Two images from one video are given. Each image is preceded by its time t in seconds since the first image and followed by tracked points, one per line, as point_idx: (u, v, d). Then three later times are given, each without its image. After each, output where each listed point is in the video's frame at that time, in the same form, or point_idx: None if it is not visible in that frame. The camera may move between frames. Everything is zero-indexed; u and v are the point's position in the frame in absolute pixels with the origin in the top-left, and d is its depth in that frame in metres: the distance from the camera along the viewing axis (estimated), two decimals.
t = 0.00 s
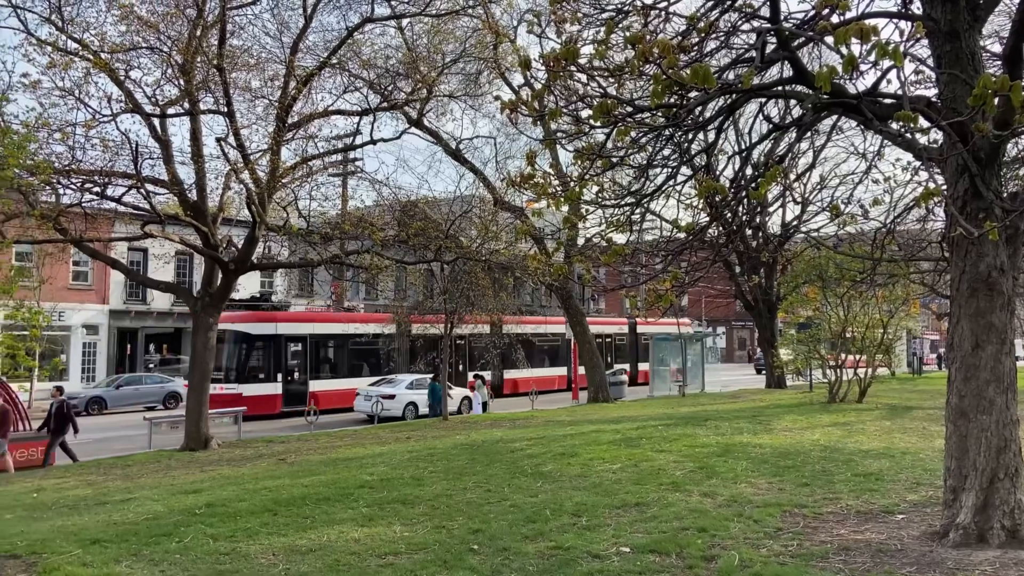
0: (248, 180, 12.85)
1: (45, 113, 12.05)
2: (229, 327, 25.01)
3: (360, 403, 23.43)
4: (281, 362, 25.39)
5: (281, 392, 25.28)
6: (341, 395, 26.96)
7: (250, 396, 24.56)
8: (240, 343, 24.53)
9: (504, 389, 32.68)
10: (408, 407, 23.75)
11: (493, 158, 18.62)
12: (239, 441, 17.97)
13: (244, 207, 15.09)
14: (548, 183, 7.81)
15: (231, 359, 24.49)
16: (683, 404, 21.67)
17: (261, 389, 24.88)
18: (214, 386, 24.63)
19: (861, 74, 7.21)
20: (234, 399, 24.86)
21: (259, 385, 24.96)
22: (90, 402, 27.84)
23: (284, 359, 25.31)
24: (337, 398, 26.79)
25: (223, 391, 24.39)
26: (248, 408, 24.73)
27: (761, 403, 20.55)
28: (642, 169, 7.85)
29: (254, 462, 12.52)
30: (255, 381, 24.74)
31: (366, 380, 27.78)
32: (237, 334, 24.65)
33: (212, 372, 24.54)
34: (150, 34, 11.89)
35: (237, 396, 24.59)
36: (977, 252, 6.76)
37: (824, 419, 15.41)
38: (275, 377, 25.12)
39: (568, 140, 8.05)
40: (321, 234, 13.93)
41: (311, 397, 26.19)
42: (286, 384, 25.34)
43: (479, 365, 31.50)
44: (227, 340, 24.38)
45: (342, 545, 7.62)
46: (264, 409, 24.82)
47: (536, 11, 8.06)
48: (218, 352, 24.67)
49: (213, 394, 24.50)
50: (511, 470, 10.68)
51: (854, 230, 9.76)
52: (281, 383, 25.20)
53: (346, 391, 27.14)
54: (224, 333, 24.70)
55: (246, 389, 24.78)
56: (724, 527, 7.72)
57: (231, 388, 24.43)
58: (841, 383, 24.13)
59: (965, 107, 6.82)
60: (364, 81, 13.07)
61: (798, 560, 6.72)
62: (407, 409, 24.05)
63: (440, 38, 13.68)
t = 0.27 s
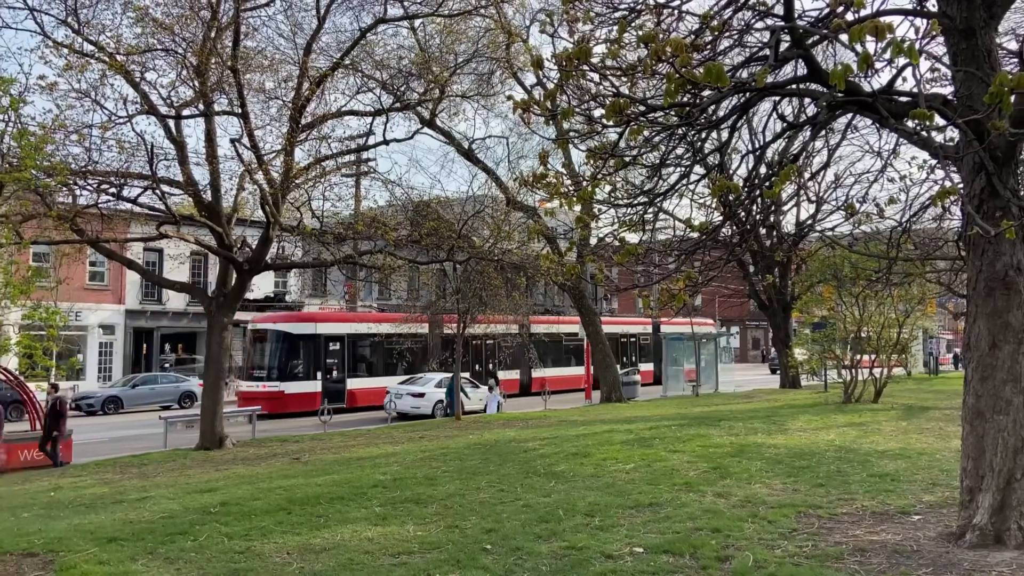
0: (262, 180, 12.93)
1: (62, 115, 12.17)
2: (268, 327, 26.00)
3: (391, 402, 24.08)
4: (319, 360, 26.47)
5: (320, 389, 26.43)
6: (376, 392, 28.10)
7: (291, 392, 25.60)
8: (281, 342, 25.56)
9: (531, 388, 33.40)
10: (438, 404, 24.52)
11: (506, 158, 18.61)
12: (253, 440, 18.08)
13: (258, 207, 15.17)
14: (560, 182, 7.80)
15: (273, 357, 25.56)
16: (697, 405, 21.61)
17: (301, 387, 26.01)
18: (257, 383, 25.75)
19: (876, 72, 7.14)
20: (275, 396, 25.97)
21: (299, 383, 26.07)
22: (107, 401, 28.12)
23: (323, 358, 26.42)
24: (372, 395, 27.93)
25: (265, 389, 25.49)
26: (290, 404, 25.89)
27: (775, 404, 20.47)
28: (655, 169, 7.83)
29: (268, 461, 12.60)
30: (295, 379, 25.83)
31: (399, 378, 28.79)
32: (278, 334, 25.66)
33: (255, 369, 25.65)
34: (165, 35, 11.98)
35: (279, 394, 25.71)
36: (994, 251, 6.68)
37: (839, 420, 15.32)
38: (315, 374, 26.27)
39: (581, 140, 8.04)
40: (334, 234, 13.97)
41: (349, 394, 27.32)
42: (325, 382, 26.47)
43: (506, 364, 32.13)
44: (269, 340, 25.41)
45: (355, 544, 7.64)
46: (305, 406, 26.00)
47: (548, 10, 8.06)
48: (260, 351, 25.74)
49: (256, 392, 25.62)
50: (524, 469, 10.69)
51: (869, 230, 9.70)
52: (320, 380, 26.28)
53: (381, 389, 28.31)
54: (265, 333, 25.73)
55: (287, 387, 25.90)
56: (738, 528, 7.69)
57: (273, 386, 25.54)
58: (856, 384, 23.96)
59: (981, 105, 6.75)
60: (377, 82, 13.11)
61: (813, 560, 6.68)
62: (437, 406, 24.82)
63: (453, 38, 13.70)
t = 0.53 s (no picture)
0: (276, 180, 13.00)
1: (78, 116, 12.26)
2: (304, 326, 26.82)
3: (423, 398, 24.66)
4: (354, 358, 27.22)
5: (355, 387, 27.14)
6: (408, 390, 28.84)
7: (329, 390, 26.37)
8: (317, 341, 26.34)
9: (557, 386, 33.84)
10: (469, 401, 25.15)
11: (518, 158, 18.59)
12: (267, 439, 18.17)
13: (271, 208, 15.24)
14: (572, 181, 7.78)
15: (310, 355, 26.38)
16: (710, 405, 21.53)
17: (338, 385, 26.73)
18: (295, 381, 26.44)
19: (892, 69, 7.08)
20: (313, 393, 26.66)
21: (336, 380, 26.78)
22: (123, 400, 28.32)
23: (358, 356, 27.20)
24: (405, 392, 28.57)
25: (304, 386, 26.20)
26: (327, 401, 26.55)
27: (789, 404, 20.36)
28: (668, 167, 7.81)
29: (282, 460, 12.65)
30: (332, 377, 26.56)
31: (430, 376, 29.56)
32: (314, 332, 26.45)
33: (293, 368, 26.38)
34: (179, 37, 12.05)
35: (316, 391, 26.38)
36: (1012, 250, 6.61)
37: (854, 419, 15.23)
38: (350, 372, 27.00)
39: (594, 138, 8.02)
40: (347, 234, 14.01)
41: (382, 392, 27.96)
42: (360, 380, 27.19)
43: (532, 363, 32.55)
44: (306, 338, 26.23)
45: (369, 543, 7.66)
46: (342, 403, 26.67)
47: (561, 9, 8.04)
48: (297, 350, 26.52)
49: (295, 389, 26.32)
50: (536, 469, 10.68)
51: (885, 228, 9.64)
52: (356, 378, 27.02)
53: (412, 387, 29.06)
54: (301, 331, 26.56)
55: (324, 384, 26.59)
56: (752, 528, 7.65)
57: (311, 383, 26.23)
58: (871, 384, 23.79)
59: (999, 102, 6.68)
60: (390, 82, 13.13)
61: (827, 561, 6.64)
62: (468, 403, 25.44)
63: (465, 38, 13.71)
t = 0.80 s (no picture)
0: (287, 180, 13.05)
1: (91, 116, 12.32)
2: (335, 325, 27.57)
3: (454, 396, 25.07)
4: (383, 358, 27.91)
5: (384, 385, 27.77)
6: (435, 389, 29.45)
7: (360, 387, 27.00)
8: (347, 340, 27.08)
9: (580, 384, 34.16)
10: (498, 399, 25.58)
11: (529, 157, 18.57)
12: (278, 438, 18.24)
13: (282, 208, 15.30)
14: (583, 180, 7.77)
15: (341, 354, 27.07)
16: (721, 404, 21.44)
17: (368, 383, 27.37)
18: (326, 379, 27.08)
19: (905, 66, 7.03)
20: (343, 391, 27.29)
21: (366, 379, 27.42)
22: (135, 399, 28.48)
23: (387, 355, 27.89)
24: (432, 391, 29.17)
25: (335, 384, 26.84)
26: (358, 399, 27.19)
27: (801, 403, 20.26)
28: (679, 166, 7.79)
29: (293, 460, 12.69)
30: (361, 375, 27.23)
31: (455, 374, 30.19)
32: (345, 331, 27.13)
33: (324, 366, 27.06)
34: (191, 38, 12.11)
35: (347, 389, 27.01)
36: None
37: (867, 419, 15.13)
38: (379, 371, 27.66)
39: (605, 138, 8.00)
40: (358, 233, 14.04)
41: (410, 390, 28.58)
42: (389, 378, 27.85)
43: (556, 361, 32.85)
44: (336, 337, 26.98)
45: (380, 542, 7.67)
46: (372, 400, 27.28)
47: (571, 8, 8.03)
48: (329, 348, 27.31)
49: (326, 387, 26.95)
50: (547, 468, 10.67)
51: (897, 227, 9.57)
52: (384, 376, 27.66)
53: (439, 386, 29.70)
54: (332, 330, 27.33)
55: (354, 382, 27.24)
56: (764, 528, 7.62)
57: (342, 380, 26.88)
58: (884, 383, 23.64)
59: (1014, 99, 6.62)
60: (400, 82, 13.15)
61: (840, 561, 6.61)
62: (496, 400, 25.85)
63: (476, 37, 13.70)
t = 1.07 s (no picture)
0: (299, 180, 13.12)
1: (105, 117, 12.41)
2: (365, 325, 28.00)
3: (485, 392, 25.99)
4: (412, 356, 28.51)
5: (413, 383, 28.36)
6: (462, 387, 30.07)
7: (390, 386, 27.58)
8: (378, 339, 27.58)
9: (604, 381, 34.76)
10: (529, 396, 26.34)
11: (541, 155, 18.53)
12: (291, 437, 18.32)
13: (295, 208, 15.35)
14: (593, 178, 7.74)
15: (370, 352, 27.56)
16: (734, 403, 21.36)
17: (397, 381, 27.95)
18: (357, 378, 27.64)
19: (920, 63, 6.98)
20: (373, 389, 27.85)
21: (395, 377, 28.04)
22: (149, 398, 28.63)
23: (416, 354, 28.48)
24: (460, 389, 29.80)
25: (366, 382, 27.40)
26: (388, 396, 27.79)
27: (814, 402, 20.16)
28: (693, 166, 7.76)
29: (306, 458, 12.75)
30: (391, 373, 27.81)
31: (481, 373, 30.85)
32: (375, 331, 27.58)
33: (355, 364, 27.57)
34: (204, 39, 12.17)
35: (377, 386, 27.58)
36: None
37: (881, 419, 15.05)
38: (408, 369, 28.24)
39: (618, 136, 7.97)
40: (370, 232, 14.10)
41: (438, 388, 29.15)
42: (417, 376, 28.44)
43: (580, 358, 33.48)
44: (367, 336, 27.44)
45: (393, 541, 7.69)
46: (402, 398, 27.86)
47: (583, 6, 8.01)
48: (359, 347, 27.78)
49: (357, 385, 27.54)
50: (560, 468, 10.67)
51: (912, 225, 9.51)
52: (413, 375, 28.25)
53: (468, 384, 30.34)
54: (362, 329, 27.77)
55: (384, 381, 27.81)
56: (777, 528, 7.59)
57: (373, 378, 27.43)
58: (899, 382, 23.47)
59: None
60: (412, 81, 13.17)
61: (854, 561, 6.58)
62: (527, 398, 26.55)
63: (487, 36, 13.71)
